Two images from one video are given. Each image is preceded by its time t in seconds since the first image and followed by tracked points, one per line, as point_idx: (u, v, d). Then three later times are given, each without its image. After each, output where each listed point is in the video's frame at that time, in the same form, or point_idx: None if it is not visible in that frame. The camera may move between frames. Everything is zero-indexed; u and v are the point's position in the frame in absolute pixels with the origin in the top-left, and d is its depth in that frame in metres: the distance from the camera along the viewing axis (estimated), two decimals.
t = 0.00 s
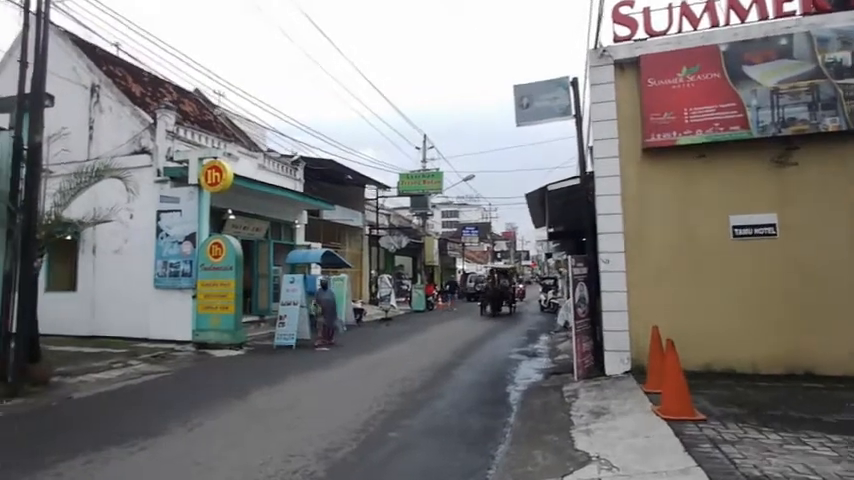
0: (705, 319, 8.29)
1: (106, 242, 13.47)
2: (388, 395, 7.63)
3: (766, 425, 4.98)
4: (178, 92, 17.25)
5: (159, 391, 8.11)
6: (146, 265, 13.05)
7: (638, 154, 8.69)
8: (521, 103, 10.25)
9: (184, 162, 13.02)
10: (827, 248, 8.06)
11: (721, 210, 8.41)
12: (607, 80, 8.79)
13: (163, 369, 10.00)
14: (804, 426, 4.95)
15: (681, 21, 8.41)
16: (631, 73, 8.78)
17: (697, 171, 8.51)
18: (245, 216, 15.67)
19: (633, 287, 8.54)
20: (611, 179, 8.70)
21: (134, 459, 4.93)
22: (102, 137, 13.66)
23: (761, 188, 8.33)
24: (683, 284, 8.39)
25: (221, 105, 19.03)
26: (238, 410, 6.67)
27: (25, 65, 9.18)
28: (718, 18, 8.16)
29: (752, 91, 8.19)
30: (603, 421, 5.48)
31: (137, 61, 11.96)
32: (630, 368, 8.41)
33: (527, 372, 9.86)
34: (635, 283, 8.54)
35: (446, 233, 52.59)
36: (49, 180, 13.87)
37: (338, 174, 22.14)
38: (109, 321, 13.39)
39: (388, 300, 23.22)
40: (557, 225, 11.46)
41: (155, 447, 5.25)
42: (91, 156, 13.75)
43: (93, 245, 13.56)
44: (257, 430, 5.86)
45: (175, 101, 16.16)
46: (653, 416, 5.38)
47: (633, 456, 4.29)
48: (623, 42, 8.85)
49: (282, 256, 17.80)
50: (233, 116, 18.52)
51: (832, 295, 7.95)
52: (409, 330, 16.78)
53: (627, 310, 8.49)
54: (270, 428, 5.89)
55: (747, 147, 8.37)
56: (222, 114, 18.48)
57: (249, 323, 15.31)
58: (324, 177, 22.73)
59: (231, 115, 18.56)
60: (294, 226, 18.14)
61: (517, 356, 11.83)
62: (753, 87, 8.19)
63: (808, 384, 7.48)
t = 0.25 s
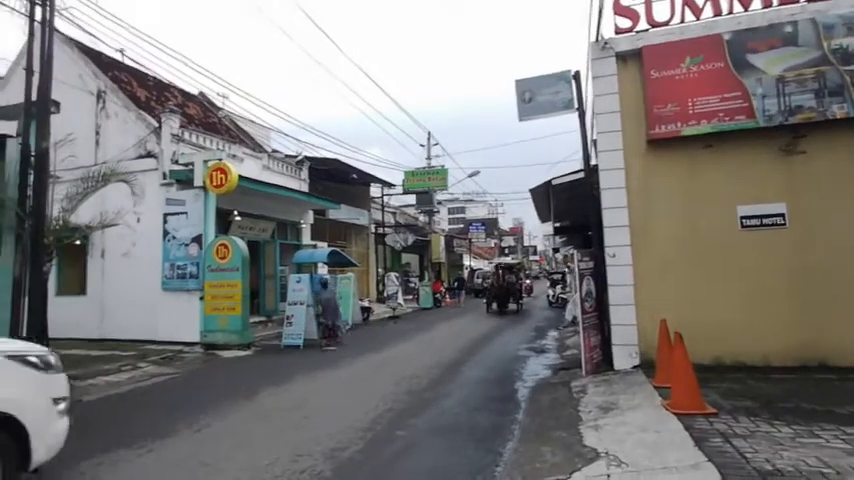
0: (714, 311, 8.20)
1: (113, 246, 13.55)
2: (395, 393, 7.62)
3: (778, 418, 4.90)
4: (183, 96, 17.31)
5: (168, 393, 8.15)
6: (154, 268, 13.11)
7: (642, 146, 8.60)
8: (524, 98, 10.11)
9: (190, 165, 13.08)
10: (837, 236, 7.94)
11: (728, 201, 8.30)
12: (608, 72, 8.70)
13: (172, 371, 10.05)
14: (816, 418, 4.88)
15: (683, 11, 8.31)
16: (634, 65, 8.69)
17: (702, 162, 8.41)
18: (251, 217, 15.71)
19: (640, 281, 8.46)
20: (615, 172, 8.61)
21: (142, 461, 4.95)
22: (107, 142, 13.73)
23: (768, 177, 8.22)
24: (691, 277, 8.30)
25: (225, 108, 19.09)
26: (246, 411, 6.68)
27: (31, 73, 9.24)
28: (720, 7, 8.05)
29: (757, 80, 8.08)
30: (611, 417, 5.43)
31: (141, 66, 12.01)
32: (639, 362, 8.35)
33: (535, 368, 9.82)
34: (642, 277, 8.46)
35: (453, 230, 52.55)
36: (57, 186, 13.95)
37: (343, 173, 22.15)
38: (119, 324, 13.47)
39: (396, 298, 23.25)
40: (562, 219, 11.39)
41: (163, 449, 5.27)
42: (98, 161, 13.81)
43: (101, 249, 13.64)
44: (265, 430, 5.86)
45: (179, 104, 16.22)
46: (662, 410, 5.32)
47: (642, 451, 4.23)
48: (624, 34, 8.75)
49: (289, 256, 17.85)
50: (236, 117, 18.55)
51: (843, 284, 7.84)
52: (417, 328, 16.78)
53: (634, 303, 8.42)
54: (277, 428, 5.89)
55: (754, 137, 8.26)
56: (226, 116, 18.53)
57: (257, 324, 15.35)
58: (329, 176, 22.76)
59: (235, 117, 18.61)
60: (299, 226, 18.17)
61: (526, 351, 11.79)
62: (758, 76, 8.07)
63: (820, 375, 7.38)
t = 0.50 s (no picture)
0: (716, 303, 8.19)
1: (114, 252, 13.58)
2: (398, 393, 7.63)
3: (780, 409, 4.90)
4: (181, 100, 17.33)
5: (172, 398, 8.17)
6: (156, 273, 13.15)
7: (641, 140, 8.58)
8: (521, 94, 10.15)
9: (189, 169, 13.12)
10: (838, 226, 7.93)
11: (727, 193, 8.29)
12: (605, 66, 8.68)
13: (176, 375, 10.07)
14: (819, 408, 4.87)
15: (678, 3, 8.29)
16: (630, 59, 8.67)
17: (701, 154, 8.39)
18: (252, 220, 15.73)
19: (641, 274, 8.45)
20: (614, 167, 8.60)
21: (148, 466, 4.97)
22: (106, 148, 13.76)
23: (767, 168, 8.20)
24: (692, 269, 8.29)
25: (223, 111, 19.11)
26: (250, 414, 6.69)
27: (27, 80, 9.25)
28: None
29: (754, 71, 8.05)
30: (615, 412, 5.42)
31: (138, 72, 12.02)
32: (642, 356, 8.34)
33: (538, 364, 9.82)
34: (643, 270, 8.45)
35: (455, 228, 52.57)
36: (56, 193, 13.99)
37: (343, 174, 22.16)
38: (122, 330, 13.51)
39: (398, 297, 23.27)
40: (563, 215, 11.38)
41: (168, 453, 5.29)
42: (97, 167, 13.85)
43: (102, 255, 13.67)
44: (269, 432, 5.87)
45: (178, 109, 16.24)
46: (665, 404, 5.32)
47: (646, 445, 4.23)
48: (620, 28, 8.73)
49: (291, 258, 17.87)
50: (235, 120, 18.57)
51: (844, 274, 7.82)
52: (420, 327, 16.79)
53: (636, 297, 8.42)
54: (281, 431, 5.91)
55: (752, 128, 8.24)
56: (224, 119, 18.55)
57: (260, 326, 15.38)
58: (329, 178, 22.77)
59: (233, 120, 18.63)
60: (300, 228, 18.20)
61: (529, 348, 11.79)
62: (755, 67, 8.05)
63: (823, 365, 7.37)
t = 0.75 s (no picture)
0: (715, 302, 8.22)
1: (114, 253, 13.62)
2: (399, 392, 7.66)
3: (778, 406, 4.94)
4: (179, 100, 17.36)
5: (173, 398, 8.20)
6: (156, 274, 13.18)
7: (640, 139, 8.62)
8: (520, 94, 10.17)
9: (188, 170, 13.14)
10: (836, 224, 7.96)
11: (726, 192, 8.32)
12: (605, 66, 8.72)
13: (176, 376, 10.11)
14: (816, 405, 4.91)
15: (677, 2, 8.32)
16: (630, 58, 8.71)
17: (700, 153, 8.43)
18: (252, 221, 15.77)
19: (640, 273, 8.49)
20: (613, 166, 8.63)
21: (150, 465, 5.02)
22: (104, 149, 13.80)
23: (766, 167, 8.23)
24: (692, 268, 8.33)
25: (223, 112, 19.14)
26: (251, 414, 6.73)
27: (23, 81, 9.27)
28: None
29: (753, 70, 8.09)
30: (614, 409, 5.45)
31: (137, 72, 12.06)
32: (641, 355, 8.38)
33: (538, 363, 9.85)
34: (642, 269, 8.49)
35: (455, 228, 52.62)
36: (53, 194, 14.04)
37: (343, 174, 22.20)
38: (122, 331, 13.54)
39: (398, 297, 23.30)
40: (562, 214, 11.40)
41: (170, 453, 5.33)
42: (95, 168, 13.89)
43: (102, 257, 13.70)
44: (270, 432, 5.91)
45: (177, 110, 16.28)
46: (664, 402, 5.35)
47: (644, 443, 4.26)
48: (620, 27, 8.76)
49: (291, 259, 17.91)
50: (235, 121, 18.61)
51: (843, 272, 7.86)
52: (421, 327, 16.82)
53: (635, 297, 8.45)
54: (283, 430, 5.94)
55: (751, 127, 8.27)
56: (224, 120, 18.58)
57: (261, 327, 15.42)
58: (329, 178, 22.81)
59: (233, 121, 18.66)
60: (300, 229, 18.24)
61: (529, 348, 11.82)
62: (754, 66, 8.08)
63: (821, 363, 7.41)
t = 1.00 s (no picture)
0: (714, 299, 8.23)
1: (112, 252, 13.61)
2: (398, 390, 7.67)
3: (775, 403, 4.95)
4: (177, 98, 17.33)
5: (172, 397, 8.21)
6: (155, 273, 13.18)
7: (638, 137, 8.62)
8: (520, 92, 10.15)
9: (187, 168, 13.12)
10: (835, 222, 7.97)
11: (725, 189, 8.33)
12: (604, 63, 8.71)
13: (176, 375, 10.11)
14: (813, 401, 4.93)
15: None
16: (629, 55, 8.70)
17: (699, 151, 8.43)
18: (251, 219, 15.76)
19: (639, 271, 8.50)
20: (613, 164, 8.63)
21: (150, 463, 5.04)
22: (102, 147, 13.79)
23: (765, 164, 8.23)
24: (691, 265, 8.33)
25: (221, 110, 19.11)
26: (250, 413, 6.74)
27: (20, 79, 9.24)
28: None
29: (752, 67, 8.08)
30: (612, 407, 5.46)
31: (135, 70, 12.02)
32: (639, 352, 8.40)
33: (537, 361, 9.86)
34: (641, 267, 8.49)
35: (454, 226, 52.62)
36: (51, 193, 14.03)
37: (342, 173, 22.19)
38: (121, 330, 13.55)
39: (398, 296, 23.31)
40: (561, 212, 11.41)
41: (169, 451, 5.35)
42: (93, 167, 13.87)
43: (101, 256, 13.69)
44: (270, 430, 5.92)
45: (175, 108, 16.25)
46: (662, 399, 5.37)
47: (642, 439, 4.27)
48: (620, 24, 8.75)
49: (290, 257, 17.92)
50: (234, 119, 18.59)
51: (841, 269, 7.87)
52: (420, 325, 16.84)
53: (634, 294, 8.46)
54: (282, 428, 5.96)
55: (750, 124, 8.27)
56: (223, 118, 18.55)
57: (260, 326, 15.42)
58: (329, 176, 22.80)
59: (231, 119, 18.64)
60: (299, 227, 18.24)
61: (528, 345, 11.84)
62: (753, 63, 8.08)
63: (820, 360, 7.42)
